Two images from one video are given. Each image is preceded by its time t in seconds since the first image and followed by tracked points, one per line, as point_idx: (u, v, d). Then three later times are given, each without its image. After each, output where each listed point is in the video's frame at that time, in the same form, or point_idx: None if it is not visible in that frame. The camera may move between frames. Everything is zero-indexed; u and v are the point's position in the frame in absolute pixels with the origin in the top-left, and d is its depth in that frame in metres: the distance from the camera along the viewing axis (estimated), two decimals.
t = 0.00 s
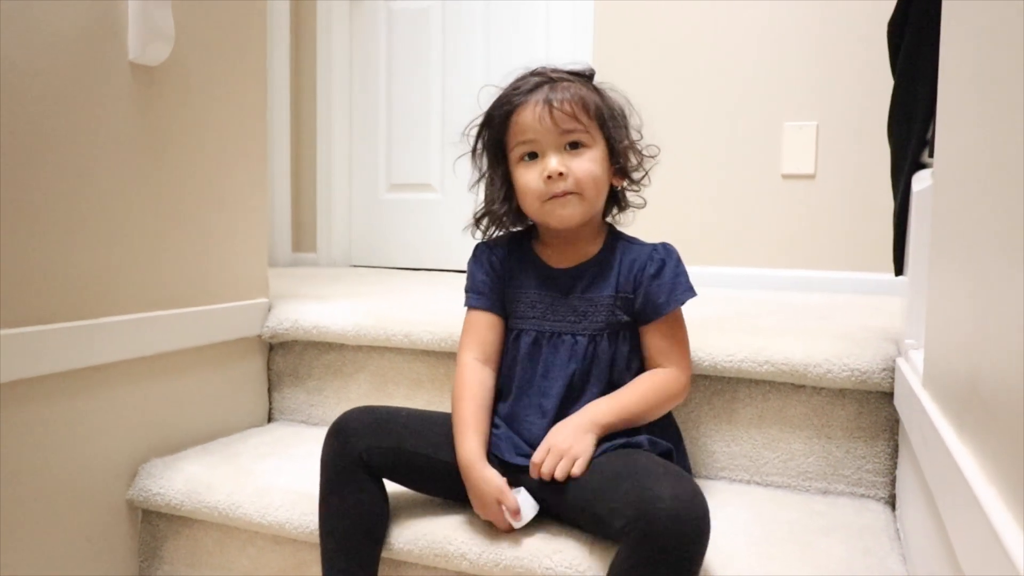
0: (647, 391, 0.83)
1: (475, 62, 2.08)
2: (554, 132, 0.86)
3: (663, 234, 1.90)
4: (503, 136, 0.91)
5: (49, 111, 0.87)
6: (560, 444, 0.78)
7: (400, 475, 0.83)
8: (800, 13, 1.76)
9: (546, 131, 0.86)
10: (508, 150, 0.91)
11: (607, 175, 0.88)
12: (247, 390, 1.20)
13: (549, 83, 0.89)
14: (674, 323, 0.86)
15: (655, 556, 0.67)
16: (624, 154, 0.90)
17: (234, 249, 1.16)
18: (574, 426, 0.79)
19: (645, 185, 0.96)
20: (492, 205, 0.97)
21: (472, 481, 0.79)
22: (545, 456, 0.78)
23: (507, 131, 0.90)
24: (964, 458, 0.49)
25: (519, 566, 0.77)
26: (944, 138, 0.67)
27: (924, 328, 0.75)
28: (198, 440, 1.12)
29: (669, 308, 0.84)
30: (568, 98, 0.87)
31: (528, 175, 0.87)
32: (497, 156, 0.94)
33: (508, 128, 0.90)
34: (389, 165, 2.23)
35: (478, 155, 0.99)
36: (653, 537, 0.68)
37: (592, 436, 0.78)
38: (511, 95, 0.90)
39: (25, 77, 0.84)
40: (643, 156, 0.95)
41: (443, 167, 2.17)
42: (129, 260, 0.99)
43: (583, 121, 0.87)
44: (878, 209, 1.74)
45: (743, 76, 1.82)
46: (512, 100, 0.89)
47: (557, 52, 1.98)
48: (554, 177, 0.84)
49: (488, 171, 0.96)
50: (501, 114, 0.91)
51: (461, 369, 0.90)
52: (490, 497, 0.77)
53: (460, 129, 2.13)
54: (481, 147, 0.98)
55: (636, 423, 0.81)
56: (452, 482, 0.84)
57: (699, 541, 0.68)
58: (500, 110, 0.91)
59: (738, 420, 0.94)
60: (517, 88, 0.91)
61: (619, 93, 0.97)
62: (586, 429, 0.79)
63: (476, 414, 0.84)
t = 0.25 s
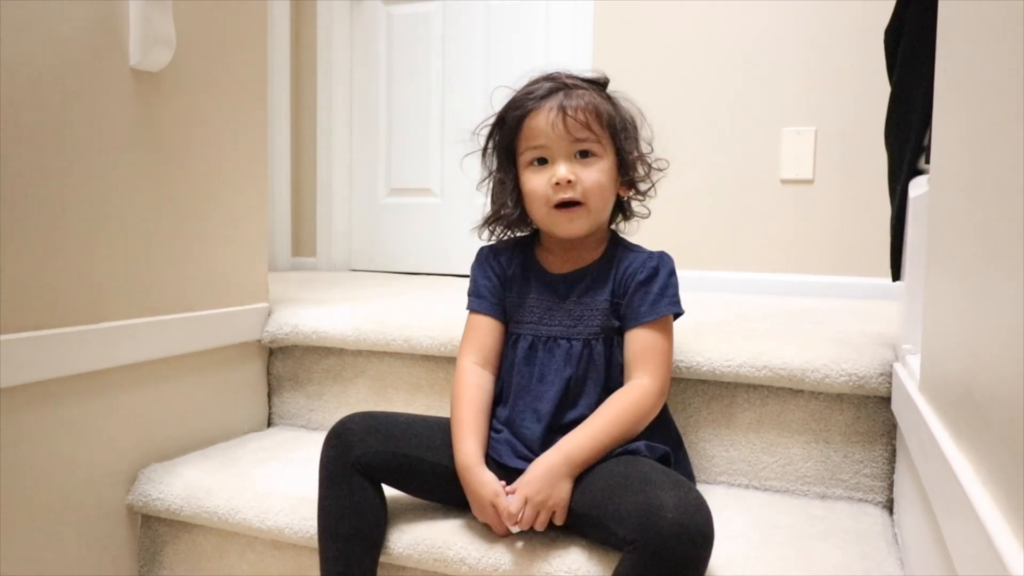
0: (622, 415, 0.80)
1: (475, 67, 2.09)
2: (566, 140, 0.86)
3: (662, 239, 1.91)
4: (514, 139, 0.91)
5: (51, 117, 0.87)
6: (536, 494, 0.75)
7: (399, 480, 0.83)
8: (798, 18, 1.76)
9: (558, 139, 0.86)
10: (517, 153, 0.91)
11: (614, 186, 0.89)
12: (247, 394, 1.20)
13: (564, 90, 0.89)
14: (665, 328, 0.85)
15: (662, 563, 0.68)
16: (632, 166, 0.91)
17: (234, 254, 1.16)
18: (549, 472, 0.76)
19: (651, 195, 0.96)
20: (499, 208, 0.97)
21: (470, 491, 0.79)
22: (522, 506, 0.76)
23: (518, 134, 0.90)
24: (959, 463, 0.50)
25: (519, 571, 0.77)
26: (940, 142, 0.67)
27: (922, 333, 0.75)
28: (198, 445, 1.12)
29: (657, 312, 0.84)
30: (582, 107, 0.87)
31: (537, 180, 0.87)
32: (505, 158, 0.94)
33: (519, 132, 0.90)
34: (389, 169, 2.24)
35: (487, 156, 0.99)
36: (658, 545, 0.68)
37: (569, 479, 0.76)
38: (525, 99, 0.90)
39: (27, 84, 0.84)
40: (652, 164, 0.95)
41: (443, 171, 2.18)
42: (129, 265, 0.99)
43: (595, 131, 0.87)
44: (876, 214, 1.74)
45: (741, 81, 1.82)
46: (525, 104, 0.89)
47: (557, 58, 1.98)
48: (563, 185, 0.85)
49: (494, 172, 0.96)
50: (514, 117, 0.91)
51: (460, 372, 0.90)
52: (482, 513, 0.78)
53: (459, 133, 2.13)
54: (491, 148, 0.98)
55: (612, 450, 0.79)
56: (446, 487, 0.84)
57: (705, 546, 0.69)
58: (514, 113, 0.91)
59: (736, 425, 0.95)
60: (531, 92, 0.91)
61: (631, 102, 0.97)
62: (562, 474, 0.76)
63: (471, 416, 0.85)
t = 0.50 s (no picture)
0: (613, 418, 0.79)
1: (473, 69, 2.09)
2: (570, 146, 0.86)
3: (661, 240, 1.91)
4: (516, 144, 0.91)
5: (50, 120, 0.87)
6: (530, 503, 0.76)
7: (398, 479, 0.83)
8: (796, 21, 1.77)
9: (561, 144, 0.86)
10: (519, 157, 0.91)
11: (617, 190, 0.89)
12: (246, 397, 1.20)
13: (567, 94, 0.89)
14: (663, 328, 0.85)
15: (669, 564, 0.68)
16: (633, 170, 0.91)
17: (233, 256, 1.16)
18: (540, 481, 0.76)
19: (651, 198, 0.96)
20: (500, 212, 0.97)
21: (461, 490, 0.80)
22: (517, 515, 0.76)
23: (520, 139, 0.90)
24: (955, 465, 0.50)
25: (518, 572, 0.77)
26: (938, 146, 0.68)
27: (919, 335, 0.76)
28: (197, 447, 1.12)
29: (652, 314, 0.84)
30: (586, 112, 0.87)
31: (540, 186, 0.87)
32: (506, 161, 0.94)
33: (521, 136, 0.90)
34: (388, 171, 2.24)
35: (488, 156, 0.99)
36: (665, 546, 0.68)
37: (561, 485, 0.76)
38: (528, 104, 0.90)
39: (26, 87, 0.84)
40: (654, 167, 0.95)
41: (442, 173, 2.18)
42: (128, 268, 0.99)
43: (599, 137, 0.87)
44: (874, 216, 1.75)
45: (739, 83, 1.83)
46: (528, 108, 0.89)
47: (555, 60, 1.99)
48: (566, 191, 0.85)
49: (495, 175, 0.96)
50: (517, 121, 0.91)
51: (461, 370, 0.91)
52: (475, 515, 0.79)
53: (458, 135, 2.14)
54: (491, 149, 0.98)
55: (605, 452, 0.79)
56: (444, 487, 0.84)
57: (713, 549, 0.69)
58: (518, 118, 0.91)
59: (734, 426, 0.95)
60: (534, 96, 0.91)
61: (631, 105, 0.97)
62: (555, 481, 0.76)
63: (470, 415, 0.85)
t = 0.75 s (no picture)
0: (605, 418, 0.79)
1: (474, 72, 2.10)
2: (571, 155, 0.86)
3: (661, 243, 1.91)
4: (517, 150, 0.91)
5: (54, 123, 0.88)
6: (531, 516, 0.75)
7: (399, 480, 0.84)
8: (796, 24, 1.77)
9: (562, 153, 0.86)
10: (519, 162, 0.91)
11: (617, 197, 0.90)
12: (247, 398, 1.20)
13: (569, 101, 0.88)
14: (659, 328, 0.85)
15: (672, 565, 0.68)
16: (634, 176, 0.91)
17: (235, 258, 1.17)
18: (540, 494, 0.75)
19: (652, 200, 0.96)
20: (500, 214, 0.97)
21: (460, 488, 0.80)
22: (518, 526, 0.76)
23: (520, 145, 0.90)
24: (955, 466, 0.50)
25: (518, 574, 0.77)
26: (937, 149, 0.68)
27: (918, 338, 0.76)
28: (199, 449, 1.12)
29: (648, 314, 0.84)
30: (587, 121, 0.87)
31: (540, 193, 0.88)
32: (506, 166, 0.93)
33: (522, 143, 0.90)
34: (389, 173, 2.25)
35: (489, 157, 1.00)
36: (669, 547, 0.68)
37: (561, 495, 0.76)
38: (529, 111, 0.89)
39: (29, 90, 0.84)
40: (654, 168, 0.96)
41: (442, 176, 2.18)
42: (130, 270, 0.99)
43: (600, 146, 0.87)
44: (874, 219, 1.75)
45: (739, 86, 1.83)
46: (530, 115, 0.89)
47: (556, 63, 1.99)
48: (566, 202, 0.85)
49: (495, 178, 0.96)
50: (517, 127, 0.90)
51: (461, 370, 0.91)
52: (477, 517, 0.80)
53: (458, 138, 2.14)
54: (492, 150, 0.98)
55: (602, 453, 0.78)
56: (444, 488, 0.84)
57: (714, 551, 0.69)
58: (518, 124, 0.90)
59: (735, 428, 0.95)
60: (535, 102, 0.90)
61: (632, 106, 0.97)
62: (555, 492, 0.76)
63: (469, 414, 0.85)
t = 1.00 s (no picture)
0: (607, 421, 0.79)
1: (474, 73, 2.10)
2: (561, 169, 0.86)
3: (661, 244, 1.92)
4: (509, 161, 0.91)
5: (57, 124, 0.88)
6: (533, 519, 0.75)
7: (400, 480, 0.84)
8: (796, 26, 1.78)
9: (552, 166, 0.86)
10: (514, 173, 0.91)
11: (612, 203, 0.89)
12: (248, 399, 1.20)
13: (559, 112, 0.88)
14: (658, 328, 0.85)
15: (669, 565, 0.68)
16: (631, 179, 0.90)
17: (235, 259, 1.17)
18: (542, 498, 0.75)
19: (654, 199, 0.96)
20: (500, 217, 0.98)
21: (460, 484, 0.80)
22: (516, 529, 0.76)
23: (513, 156, 0.90)
24: (955, 466, 0.51)
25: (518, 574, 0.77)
26: (936, 151, 0.68)
27: (917, 339, 0.76)
28: (200, 449, 1.12)
29: (646, 313, 0.84)
30: (577, 132, 0.86)
31: (533, 206, 0.88)
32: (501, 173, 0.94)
33: (514, 155, 0.90)
34: (389, 175, 2.25)
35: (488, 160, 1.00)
36: (666, 547, 0.68)
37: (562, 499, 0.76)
38: (519, 123, 0.89)
39: (34, 91, 0.85)
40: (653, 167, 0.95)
41: (442, 177, 2.18)
42: (132, 270, 1.00)
43: (590, 156, 0.86)
44: (873, 220, 1.75)
45: (739, 88, 1.84)
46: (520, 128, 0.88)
47: (556, 65, 2.00)
48: (557, 215, 0.86)
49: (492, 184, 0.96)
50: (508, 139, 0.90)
51: (462, 369, 0.91)
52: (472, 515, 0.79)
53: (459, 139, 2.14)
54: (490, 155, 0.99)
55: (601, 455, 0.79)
56: (444, 488, 0.84)
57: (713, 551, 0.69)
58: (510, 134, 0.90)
59: (735, 429, 0.95)
60: (525, 113, 0.89)
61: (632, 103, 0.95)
62: (556, 497, 0.75)
63: (470, 414, 0.86)
